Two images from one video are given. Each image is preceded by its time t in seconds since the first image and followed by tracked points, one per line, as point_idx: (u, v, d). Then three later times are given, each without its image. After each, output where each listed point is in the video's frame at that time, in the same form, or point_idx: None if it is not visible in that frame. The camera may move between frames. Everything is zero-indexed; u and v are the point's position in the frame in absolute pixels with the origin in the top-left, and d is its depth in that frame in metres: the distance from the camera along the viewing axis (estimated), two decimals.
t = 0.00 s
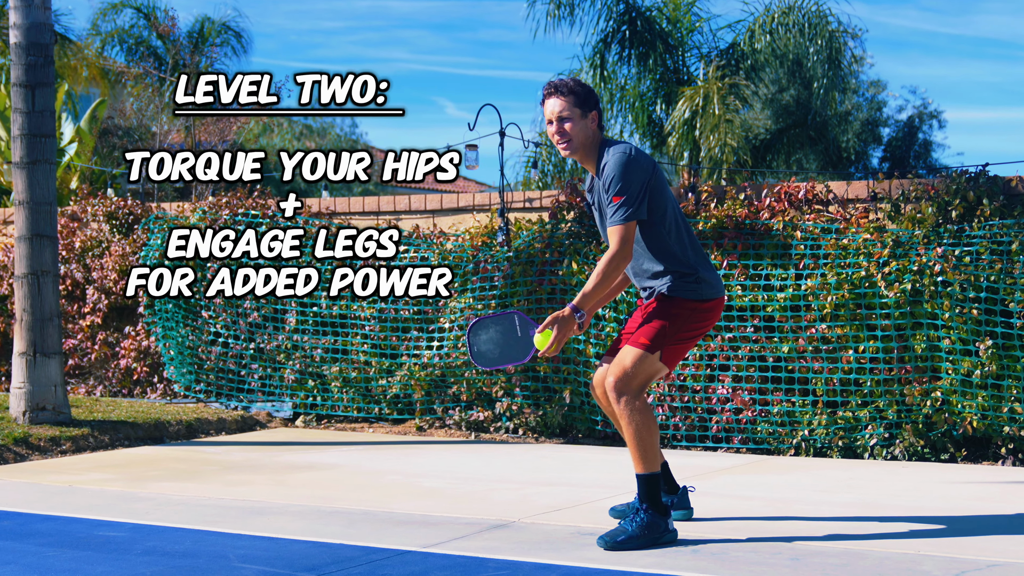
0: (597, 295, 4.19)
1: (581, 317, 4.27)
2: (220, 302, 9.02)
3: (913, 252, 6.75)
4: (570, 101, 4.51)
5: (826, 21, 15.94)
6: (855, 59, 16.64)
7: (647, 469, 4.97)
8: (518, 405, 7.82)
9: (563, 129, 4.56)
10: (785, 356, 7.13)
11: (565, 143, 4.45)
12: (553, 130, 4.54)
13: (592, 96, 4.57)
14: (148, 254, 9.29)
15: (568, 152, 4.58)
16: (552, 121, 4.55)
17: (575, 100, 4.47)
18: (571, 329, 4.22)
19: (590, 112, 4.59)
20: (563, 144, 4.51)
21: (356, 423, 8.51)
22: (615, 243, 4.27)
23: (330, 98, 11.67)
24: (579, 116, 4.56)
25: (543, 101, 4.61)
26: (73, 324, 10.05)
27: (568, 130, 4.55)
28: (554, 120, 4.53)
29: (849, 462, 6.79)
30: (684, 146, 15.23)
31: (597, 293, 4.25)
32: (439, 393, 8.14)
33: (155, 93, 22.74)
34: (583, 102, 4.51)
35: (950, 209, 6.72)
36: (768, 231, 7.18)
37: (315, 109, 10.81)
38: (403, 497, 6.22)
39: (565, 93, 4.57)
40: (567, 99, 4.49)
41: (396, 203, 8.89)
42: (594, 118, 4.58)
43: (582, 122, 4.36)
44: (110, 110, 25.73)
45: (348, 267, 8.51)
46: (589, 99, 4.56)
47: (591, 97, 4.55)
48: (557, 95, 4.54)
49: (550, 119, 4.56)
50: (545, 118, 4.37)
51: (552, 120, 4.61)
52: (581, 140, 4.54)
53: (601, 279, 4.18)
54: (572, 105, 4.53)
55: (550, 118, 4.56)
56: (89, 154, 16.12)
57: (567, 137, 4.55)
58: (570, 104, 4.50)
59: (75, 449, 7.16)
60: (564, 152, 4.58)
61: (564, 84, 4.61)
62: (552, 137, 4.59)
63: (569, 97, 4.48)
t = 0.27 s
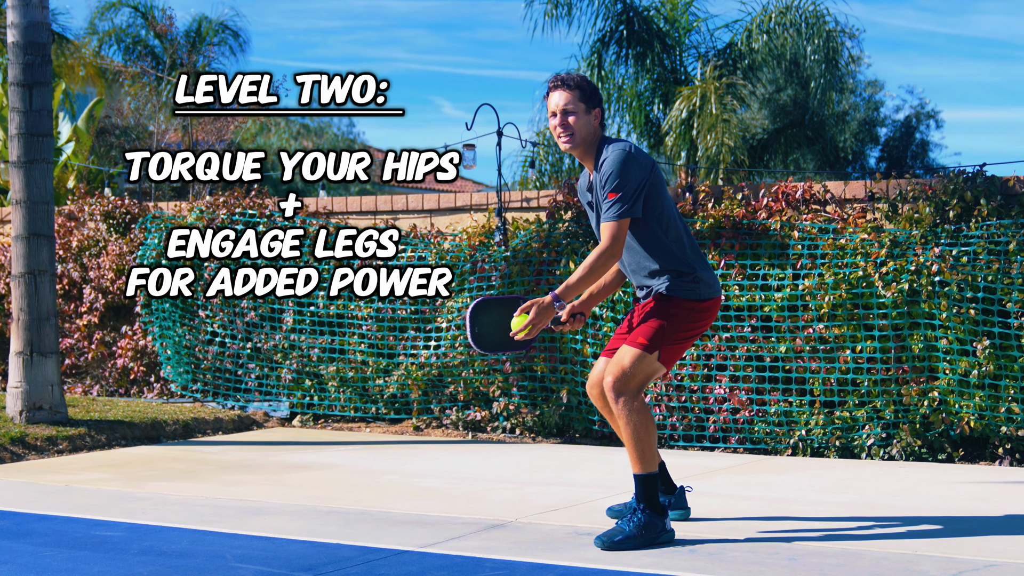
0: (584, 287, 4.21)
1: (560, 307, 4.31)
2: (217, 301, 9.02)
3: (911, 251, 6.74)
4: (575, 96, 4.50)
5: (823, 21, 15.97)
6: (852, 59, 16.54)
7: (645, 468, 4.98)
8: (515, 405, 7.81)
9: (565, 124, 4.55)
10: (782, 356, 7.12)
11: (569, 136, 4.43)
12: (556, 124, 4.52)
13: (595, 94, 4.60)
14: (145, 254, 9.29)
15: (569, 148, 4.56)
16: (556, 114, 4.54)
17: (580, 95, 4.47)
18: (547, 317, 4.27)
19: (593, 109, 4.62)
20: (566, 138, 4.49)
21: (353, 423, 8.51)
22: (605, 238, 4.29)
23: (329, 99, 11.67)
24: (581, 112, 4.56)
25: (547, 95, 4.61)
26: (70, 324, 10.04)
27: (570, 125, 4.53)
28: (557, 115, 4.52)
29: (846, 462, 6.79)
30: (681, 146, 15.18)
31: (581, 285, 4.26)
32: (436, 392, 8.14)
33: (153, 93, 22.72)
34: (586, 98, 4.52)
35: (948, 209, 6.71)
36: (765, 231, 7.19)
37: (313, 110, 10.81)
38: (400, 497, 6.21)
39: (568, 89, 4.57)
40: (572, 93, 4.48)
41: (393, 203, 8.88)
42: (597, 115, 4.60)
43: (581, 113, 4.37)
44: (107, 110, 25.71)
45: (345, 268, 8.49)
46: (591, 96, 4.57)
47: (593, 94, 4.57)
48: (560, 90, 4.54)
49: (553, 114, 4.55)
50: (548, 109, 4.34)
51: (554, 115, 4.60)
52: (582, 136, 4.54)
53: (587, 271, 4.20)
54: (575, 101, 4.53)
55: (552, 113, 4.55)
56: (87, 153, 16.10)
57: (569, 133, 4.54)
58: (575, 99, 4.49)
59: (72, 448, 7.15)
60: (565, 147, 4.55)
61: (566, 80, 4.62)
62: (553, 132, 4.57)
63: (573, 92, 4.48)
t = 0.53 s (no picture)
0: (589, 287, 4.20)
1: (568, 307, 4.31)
2: (216, 301, 9.02)
3: (911, 252, 6.72)
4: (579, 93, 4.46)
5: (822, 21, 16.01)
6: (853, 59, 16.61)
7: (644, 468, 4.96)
8: (515, 405, 7.80)
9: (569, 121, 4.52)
10: (782, 356, 7.11)
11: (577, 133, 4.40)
12: (563, 120, 4.48)
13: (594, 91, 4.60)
14: (145, 254, 9.29)
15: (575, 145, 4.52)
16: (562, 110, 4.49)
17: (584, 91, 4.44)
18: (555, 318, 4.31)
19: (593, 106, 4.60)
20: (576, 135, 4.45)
21: (352, 423, 8.50)
22: (611, 238, 4.27)
23: (330, 98, 11.67)
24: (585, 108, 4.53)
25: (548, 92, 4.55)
26: (70, 324, 10.05)
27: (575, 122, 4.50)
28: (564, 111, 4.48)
29: (845, 463, 6.77)
30: (681, 146, 15.13)
31: (587, 285, 4.27)
32: (435, 393, 8.14)
33: (153, 93, 22.74)
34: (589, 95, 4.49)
35: (948, 209, 6.69)
36: (765, 231, 7.17)
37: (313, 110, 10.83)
38: (400, 497, 6.21)
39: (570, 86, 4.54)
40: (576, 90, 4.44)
41: (392, 203, 8.85)
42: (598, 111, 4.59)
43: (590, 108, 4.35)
44: (108, 110, 25.74)
45: (345, 266, 8.50)
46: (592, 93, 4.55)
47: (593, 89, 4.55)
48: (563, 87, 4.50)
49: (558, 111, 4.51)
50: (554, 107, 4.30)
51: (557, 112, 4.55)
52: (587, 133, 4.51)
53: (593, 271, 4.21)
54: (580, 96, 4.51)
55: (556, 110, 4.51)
56: (86, 154, 16.12)
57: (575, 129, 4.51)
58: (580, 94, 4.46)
59: (71, 448, 7.15)
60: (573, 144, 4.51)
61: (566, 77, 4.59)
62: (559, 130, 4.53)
63: (576, 88, 4.45)
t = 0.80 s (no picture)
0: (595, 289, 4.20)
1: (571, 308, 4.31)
2: (219, 303, 9.02)
3: (914, 254, 6.72)
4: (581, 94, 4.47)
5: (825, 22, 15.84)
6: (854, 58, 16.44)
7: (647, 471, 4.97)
8: (517, 407, 7.79)
9: (571, 123, 4.52)
10: (786, 357, 7.10)
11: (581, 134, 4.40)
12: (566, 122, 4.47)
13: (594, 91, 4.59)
14: (148, 255, 9.29)
15: (577, 147, 4.52)
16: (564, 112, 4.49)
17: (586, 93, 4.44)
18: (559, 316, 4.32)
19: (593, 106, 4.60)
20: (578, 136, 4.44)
21: (355, 425, 8.51)
22: (615, 240, 4.27)
23: (330, 98, 11.67)
24: (586, 109, 4.53)
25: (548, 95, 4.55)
26: (73, 325, 10.05)
27: (578, 124, 4.50)
28: (565, 113, 4.47)
29: (849, 465, 6.77)
30: (684, 147, 15.17)
31: (591, 287, 4.26)
32: (438, 394, 8.13)
33: (155, 94, 22.75)
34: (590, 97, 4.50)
35: (952, 211, 6.70)
36: (768, 233, 7.16)
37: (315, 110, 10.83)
38: (403, 499, 6.22)
39: (570, 88, 4.55)
40: (578, 91, 4.44)
41: (395, 204, 8.89)
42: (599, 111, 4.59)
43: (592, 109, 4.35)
44: (111, 111, 25.75)
45: (348, 267, 8.51)
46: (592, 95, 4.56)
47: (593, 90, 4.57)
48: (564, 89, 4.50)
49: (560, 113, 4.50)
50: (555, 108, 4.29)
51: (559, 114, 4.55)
52: (590, 135, 4.51)
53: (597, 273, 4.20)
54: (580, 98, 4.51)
55: (557, 112, 4.51)
56: (89, 155, 16.14)
57: (577, 132, 4.50)
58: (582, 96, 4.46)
59: (74, 450, 7.16)
60: (575, 146, 4.51)
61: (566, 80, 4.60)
62: (561, 132, 4.52)
63: (578, 90, 4.44)
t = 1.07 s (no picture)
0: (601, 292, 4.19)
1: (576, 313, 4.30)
2: (223, 305, 9.02)
3: (918, 255, 6.71)
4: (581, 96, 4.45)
5: (830, 24, 16.09)
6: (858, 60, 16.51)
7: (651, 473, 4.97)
8: (521, 409, 7.78)
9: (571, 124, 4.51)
10: (790, 360, 7.09)
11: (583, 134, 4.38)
12: (565, 124, 4.46)
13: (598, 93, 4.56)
14: (152, 257, 9.29)
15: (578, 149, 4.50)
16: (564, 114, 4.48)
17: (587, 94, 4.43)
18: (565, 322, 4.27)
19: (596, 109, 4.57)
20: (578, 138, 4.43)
21: (358, 427, 8.50)
22: (619, 242, 4.28)
23: (330, 98, 11.67)
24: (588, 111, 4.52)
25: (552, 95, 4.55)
26: (77, 327, 10.05)
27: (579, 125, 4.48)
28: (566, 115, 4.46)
29: (853, 467, 6.77)
30: (687, 149, 15.15)
31: (597, 290, 4.26)
32: (442, 397, 8.13)
33: (159, 97, 22.76)
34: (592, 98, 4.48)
35: (956, 212, 6.71)
36: (772, 235, 7.15)
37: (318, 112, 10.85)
38: (406, 501, 6.22)
39: (571, 89, 4.54)
40: (579, 92, 4.43)
41: (399, 207, 8.91)
42: (602, 114, 4.56)
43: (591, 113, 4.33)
44: (114, 113, 25.76)
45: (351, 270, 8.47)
46: (594, 96, 4.55)
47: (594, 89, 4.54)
48: (565, 90, 4.49)
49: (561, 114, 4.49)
50: (555, 110, 4.28)
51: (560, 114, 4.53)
52: (592, 137, 4.50)
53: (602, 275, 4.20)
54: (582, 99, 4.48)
55: (558, 114, 4.49)
56: (93, 158, 16.15)
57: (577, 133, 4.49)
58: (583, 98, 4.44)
59: (78, 452, 7.16)
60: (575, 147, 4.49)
61: (567, 81, 4.59)
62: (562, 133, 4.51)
63: (579, 92, 4.43)
